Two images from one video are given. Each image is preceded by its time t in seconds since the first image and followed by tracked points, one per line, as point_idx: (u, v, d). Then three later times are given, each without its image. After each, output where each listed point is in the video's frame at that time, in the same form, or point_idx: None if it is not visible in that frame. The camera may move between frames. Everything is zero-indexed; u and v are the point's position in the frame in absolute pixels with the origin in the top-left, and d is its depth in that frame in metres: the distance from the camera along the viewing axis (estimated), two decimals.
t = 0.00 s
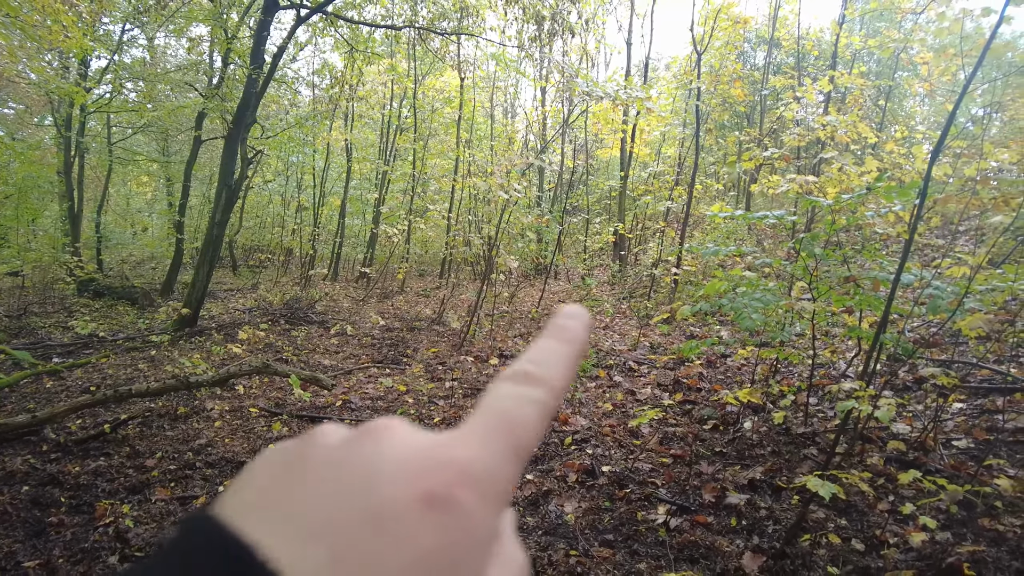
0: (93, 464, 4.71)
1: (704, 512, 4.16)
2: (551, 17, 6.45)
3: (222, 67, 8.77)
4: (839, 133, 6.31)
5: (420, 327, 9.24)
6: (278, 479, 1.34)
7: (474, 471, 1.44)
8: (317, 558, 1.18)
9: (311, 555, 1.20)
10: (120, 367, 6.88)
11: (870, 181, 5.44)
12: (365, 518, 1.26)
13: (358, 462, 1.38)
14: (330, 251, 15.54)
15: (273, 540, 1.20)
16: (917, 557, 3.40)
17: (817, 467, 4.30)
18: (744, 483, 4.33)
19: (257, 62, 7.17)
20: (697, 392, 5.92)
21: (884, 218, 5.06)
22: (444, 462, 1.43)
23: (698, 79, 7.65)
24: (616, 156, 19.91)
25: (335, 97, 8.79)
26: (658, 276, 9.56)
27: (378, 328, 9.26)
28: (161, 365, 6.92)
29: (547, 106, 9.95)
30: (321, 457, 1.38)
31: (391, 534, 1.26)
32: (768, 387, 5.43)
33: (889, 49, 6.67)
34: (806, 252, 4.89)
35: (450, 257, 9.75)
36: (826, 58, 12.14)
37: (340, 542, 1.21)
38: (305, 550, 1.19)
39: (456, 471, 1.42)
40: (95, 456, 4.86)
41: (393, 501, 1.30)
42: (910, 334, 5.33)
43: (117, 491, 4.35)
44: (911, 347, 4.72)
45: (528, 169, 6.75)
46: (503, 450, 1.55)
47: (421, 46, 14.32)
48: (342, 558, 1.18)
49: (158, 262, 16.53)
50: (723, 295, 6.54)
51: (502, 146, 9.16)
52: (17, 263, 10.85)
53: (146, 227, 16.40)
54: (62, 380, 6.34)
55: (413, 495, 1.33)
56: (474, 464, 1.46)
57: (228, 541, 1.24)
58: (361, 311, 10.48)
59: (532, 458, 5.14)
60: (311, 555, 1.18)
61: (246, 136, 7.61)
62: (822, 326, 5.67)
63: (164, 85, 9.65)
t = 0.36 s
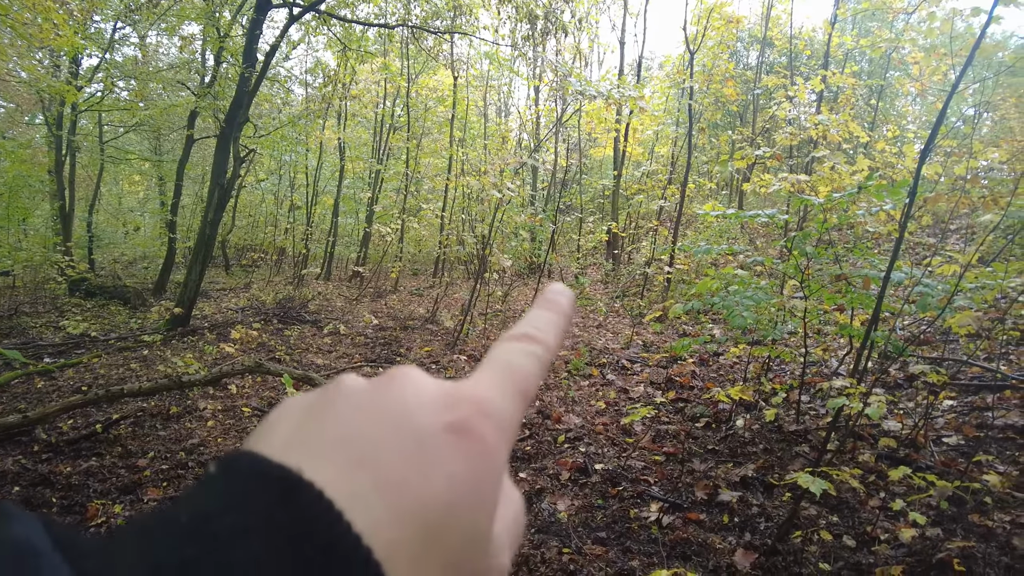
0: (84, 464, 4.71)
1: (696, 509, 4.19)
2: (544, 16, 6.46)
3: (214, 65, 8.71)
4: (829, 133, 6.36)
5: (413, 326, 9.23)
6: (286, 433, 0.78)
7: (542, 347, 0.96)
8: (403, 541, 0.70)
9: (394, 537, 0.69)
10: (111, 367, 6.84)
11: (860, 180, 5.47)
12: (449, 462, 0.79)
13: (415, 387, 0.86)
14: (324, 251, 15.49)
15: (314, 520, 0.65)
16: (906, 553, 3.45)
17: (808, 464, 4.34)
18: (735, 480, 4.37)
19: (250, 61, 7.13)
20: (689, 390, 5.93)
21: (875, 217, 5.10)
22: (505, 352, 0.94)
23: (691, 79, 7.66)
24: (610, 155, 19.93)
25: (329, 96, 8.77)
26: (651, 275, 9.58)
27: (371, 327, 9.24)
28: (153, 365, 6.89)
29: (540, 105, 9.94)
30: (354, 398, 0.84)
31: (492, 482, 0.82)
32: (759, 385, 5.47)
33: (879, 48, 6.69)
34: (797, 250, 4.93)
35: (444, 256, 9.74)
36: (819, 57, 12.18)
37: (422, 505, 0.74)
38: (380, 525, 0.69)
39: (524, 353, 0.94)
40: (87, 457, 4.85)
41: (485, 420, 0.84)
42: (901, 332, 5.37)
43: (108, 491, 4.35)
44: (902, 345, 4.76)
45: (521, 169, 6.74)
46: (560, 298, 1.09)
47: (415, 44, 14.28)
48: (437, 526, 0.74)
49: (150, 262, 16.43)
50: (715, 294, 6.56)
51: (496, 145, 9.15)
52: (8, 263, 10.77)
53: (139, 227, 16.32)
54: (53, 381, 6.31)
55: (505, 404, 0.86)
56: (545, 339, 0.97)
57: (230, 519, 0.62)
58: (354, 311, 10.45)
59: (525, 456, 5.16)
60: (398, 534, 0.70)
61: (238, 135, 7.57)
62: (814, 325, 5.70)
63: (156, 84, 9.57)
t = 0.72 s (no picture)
0: (78, 465, 4.66)
1: (697, 510, 4.15)
2: (541, 12, 6.39)
3: (209, 62, 8.63)
4: (829, 131, 6.32)
5: (410, 325, 9.16)
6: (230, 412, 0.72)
7: (492, 325, 0.89)
8: (354, 516, 0.63)
9: (346, 511, 0.62)
10: (105, 367, 6.76)
11: (860, 179, 5.44)
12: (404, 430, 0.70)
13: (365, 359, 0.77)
14: (320, 250, 15.39)
15: (262, 492, 0.61)
16: (908, 553, 3.43)
17: (809, 464, 4.31)
18: (736, 480, 4.33)
19: (245, 58, 7.06)
20: (688, 390, 5.88)
21: (875, 215, 5.06)
22: (454, 329, 0.87)
23: (689, 76, 7.60)
24: (608, 154, 19.86)
25: (324, 93, 8.70)
26: (649, 274, 9.53)
27: (368, 327, 9.16)
28: (147, 365, 6.82)
29: (538, 103, 9.85)
30: (303, 373, 0.76)
31: (451, 452, 0.73)
32: (759, 384, 5.43)
33: (879, 45, 6.63)
34: (797, 249, 4.91)
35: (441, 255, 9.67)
36: (818, 55, 12.13)
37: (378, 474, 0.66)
38: (333, 494, 0.62)
39: (473, 331, 0.87)
40: (81, 457, 4.80)
41: (440, 391, 0.75)
42: (901, 331, 5.34)
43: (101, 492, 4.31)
44: (903, 344, 4.72)
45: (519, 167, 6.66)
46: (512, 278, 1.03)
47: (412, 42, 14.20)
48: (389, 497, 0.65)
49: (145, 261, 16.33)
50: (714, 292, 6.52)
51: (493, 143, 9.08)
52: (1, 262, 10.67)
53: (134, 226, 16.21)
54: (46, 381, 6.24)
55: (457, 376, 0.78)
56: (494, 318, 0.91)
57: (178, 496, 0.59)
58: (350, 310, 10.38)
59: (524, 456, 5.10)
60: (347, 509, 0.63)
61: (233, 133, 7.49)
62: (813, 324, 5.66)
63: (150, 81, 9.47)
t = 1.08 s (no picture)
0: (79, 465, 4.66)
1: (698, 510, 4.14)
2: (542, 12, 6.34)
3: (209, 62, 8.59)
4: (831, 130, 6.30)
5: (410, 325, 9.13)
6: (206, 412, 0.73)
7: (457, 325, 0.89)
8: (324, 516, 0.64)
9: (319, 509, 0.64)
10: (104, 367, 6.75)
11: (862, 179, 5.43)
12: (374, 430, 0.70)
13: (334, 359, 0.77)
14: (320, 249, 15.35)
15: (240, 489, 0.64)
16: (910, 553, 3.42)
17: (810, 465, 4.32)
18: (737, 481, 4.33)
19: (245, 58, 7.03)
20: (689, 390, 5.87)
21: (877, 215, 5.06)
22: (420, 331, 0.86)
23: (690, 76, 7.56)
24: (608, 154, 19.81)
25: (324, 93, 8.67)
26: (650, 274, 9.51)
27: (368, 327, 9.13)
28: (147, 365, 6.80)
29: (538, 102, 9.80)
30: (276, 372, 0.76)
31: (421, 452, 0.73)
32: (760, 385, 5.44)
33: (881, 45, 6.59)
34: (798, 249, 4.92)
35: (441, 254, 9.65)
36: (819, 55, 12.09)
37: (347, 474, 0.67)
38: (306, 492, 0.64)
39: (439, 333, 0.87)
40: (81, 457, 4.79)
41: (409, 390, 0.75)
42: (903, 331, 5.33)
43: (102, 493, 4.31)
44: (904, 344, 4.71)
45: (520, 167, 6.63)
46: (476, 281, 1.03)
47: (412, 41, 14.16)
48: (360, 497, 0.66)
49: (145, 261, 16.31)
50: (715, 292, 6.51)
51: (493, 143, 9.05)
52: None
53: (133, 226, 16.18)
54: (46, 381, 6.23)
55: (424, 377, 0.78)
56: (461, 319, 0.90)
57: (163, 493, 0.63)
58: (350, 310, 10.35)
59: (525, 457, 5.09)
60: (318, 507, 0.64)
61: (232, 132, 7.46)
62: (814, 324, 5.66)
63: (149, 80, 9.43)
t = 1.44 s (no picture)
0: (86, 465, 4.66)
1: (704, 510, 4.14)
2: (546, 12, 6.31)
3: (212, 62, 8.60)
4: (834, 130, 6.31)
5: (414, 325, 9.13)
6: (155, 412, 0.75)
7: (406, 324, 0.92)
8: (273, 513, 0.68)
9: (268, 507, 0.68)
10: (109, 367, 6.76)
11: (866, 179, 5.45)
12: (319, 429, 0.74)
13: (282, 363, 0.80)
14: (323, 250, 15.35)
15: (189, 489, 0.66)
16: (916, 553, 3.41)
17: (816, 465, 4.36)
18: (743, 481, 4.33)
19: (249, 58, 7.03)
20: (694, 390, 5.86)
21: (881, 216, 5.07)
22: (368, 331, 0.90)
23: (693, 76, 7.54)
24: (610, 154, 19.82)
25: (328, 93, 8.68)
26: (653, 274, 9.49)
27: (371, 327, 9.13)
28: (152, 365, 6.81)
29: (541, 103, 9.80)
30: (224, 374, 0.79)
31: (367, 449, 0.77)
32: (765, 385, 5.46)
33: (885, 45, 6.58)
34: (803, 249, 4.94)
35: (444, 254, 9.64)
36: (821, 54, 12.09)
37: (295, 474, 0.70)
38: (254, 489, 0.68)
39: (387, 331, 0.90)
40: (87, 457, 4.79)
41: (354, 387, 0.79)
42: (908, 332, 5.33)
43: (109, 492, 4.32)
44: (909, 344, 4.71)
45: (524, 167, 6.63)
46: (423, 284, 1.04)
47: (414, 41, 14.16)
48: (307, 494, 0.70)
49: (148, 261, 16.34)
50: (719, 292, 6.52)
51: (496, 143, 9.04)
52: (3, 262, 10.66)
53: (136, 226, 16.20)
54: (51, 381, 6.25)
55: (370, 374, 0.82)
56: (407, 318, 0.93)
57: (112, 494, 0.65)
58: (354, 310, 10.35)
59: (530, 457, 5.09)
60: (269, 505, 0.68)
61: (236, 133, 7.48)
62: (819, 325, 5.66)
63: (153, 81, 9.45)
